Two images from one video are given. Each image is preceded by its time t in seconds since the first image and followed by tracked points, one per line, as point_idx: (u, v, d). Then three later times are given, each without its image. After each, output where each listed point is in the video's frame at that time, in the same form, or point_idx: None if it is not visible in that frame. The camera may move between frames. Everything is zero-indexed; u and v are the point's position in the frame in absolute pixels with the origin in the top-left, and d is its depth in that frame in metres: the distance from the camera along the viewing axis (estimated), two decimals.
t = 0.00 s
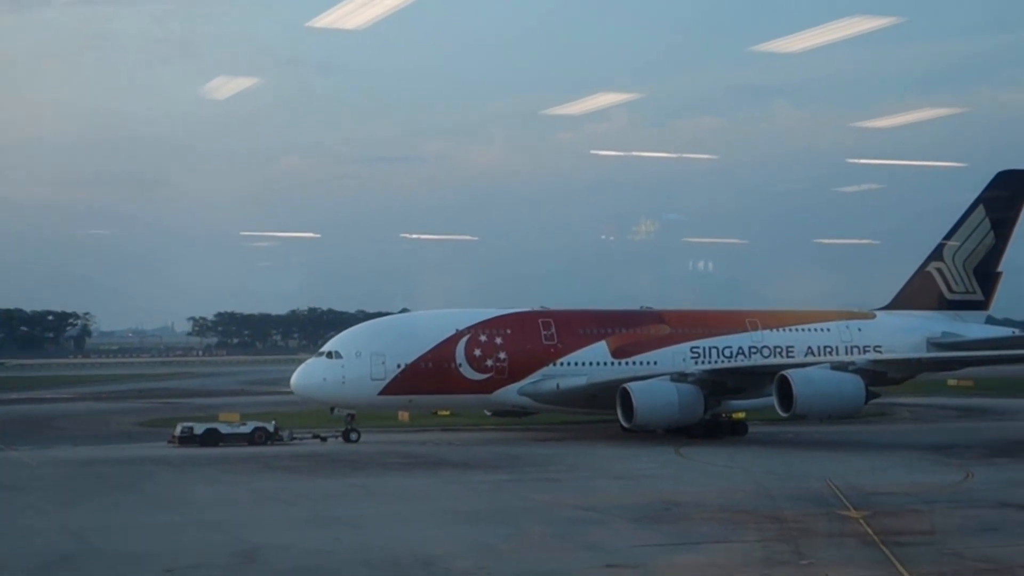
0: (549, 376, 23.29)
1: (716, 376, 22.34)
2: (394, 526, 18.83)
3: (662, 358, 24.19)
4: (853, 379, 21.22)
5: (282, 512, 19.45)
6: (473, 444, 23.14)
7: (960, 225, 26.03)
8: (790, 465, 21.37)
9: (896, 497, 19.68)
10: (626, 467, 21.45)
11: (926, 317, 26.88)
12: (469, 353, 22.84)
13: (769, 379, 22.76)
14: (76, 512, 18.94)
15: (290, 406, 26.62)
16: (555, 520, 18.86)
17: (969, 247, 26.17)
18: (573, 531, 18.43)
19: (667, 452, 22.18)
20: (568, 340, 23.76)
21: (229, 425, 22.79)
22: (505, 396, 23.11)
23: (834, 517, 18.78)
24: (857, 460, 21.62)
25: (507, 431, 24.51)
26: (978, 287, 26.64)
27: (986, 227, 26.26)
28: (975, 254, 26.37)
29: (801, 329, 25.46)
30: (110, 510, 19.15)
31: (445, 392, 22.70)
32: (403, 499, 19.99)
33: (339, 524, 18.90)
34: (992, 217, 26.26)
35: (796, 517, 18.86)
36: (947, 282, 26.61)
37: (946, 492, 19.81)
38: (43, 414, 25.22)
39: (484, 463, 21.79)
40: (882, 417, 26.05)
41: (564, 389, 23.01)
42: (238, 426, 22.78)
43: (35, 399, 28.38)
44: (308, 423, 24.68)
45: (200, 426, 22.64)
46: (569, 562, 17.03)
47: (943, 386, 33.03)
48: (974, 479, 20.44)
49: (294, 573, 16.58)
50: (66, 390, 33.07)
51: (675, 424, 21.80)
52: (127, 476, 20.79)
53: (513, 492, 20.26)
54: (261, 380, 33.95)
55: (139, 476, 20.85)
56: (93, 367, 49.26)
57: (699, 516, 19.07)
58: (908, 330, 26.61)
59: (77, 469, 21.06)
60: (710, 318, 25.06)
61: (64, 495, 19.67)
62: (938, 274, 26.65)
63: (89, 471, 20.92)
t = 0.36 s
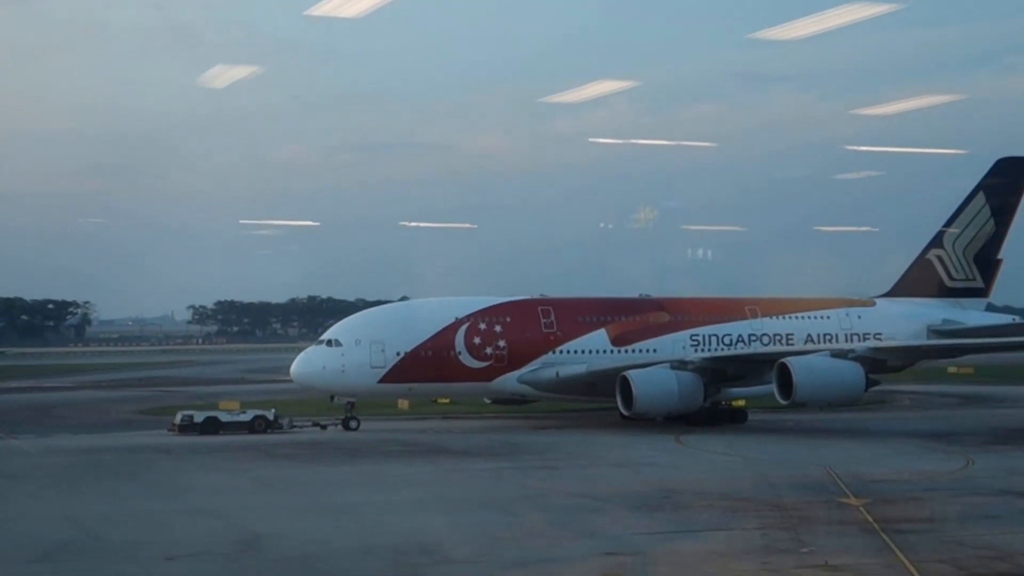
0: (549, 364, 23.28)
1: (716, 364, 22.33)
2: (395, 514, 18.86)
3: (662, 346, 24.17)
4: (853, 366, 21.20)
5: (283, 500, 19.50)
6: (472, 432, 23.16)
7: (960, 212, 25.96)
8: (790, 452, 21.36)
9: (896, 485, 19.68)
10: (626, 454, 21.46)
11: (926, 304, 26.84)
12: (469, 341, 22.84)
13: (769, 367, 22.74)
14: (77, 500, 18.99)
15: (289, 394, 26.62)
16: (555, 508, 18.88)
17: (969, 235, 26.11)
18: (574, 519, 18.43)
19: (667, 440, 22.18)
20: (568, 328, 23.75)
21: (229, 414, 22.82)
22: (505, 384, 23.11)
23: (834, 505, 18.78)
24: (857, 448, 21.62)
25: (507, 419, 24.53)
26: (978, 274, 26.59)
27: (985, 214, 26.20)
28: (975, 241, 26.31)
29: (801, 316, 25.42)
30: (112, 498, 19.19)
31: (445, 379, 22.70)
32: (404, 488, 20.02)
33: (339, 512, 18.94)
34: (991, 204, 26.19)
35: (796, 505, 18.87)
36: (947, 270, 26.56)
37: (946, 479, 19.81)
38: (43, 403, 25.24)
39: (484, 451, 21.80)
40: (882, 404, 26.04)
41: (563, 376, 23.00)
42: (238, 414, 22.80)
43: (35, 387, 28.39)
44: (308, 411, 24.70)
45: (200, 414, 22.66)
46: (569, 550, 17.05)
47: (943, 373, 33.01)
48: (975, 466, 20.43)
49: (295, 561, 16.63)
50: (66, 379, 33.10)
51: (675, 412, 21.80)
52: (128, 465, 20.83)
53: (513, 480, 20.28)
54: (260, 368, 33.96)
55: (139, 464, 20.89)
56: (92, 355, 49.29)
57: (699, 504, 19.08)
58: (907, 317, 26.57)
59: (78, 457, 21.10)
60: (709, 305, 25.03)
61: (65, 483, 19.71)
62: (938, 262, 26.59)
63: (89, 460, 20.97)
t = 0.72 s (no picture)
0: (549, 352, 23.27)
1: (716, 351, 22.30)
2: (395, 502, 18.88)
3: (662, 333, 24.15)
4: (853, 353, 21.16)
5: (283, 489, 19.52)
6: (472, 420, 23.16)
7: (960, 198, 25.87)
8: (789, 439, 21.35)
9: (896, 472, 19.66)
10: (626, 441, 21.46)
11: (926, 291, 26.77)
12: (468, 328, 22.83)
13: (768, 354, 22.72)
14: (78, 489, 19.02)
15: (289, 382, 26.64)
16: (554, 496, 18.89)
17: (969, 221, 26.02)
18: (574, 507, 18.46)
19: (667, 427, 22.18)
20: (567, 316, 23.73)
21: (229, 402, 22.83)
22: (505, 372, 23.10)
23: (834, 492, 18.77)
24: (857, 435, 21.59)
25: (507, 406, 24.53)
26: (978, 260, 26.52)
27: (985, 200, 26.11)
28: (975, 228, 26.23)
29: (801, 304, 25.38)
30: (112, 487, 19.23)
31: (445, 367, 22.69)
32: (403, 476, 20.05)
33: (339, 500, 18.97)
34: (991, 190, 26.10)
35: (796, 492, 18.87)
36: (947, 256, 26.49)
37: (947, 466, 19.79)
38: (44, 392, 25.27)
39: (484, 439, 21.81)
40: (882, 391, 26.01)
41: (563, 364, 22.99)
42: (238, 402, 22.81)
43: (35, 376, 28.42)
44: (308, 399, 24.71)
45: (200, 402, 22.67)
46: (569, 538, 17.07)
47: (942, 360, 32.99)
48: (975, 452, 20.41)
49: (295, 548, 16.66)
50: (66, 368, 33.14)
51: (675, 399, 21.79)
52: (128, 454, 20.86)
53: (513, 468, 20.29)
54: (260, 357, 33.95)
55: (140, 453, 20.92)
56: (93, 343, 49.31)
57: (699, 491, 19.07)
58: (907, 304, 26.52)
59: (79, 446, 21.14)
60: (709, 293, 25.00)
61: (65, 472, 19.75)
62: (938, 248, 26.51)
63: (90, 448, 21.02)
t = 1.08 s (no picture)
0: (548, 339, 23.26)
1: (716, 337, 22.28)
2: (396, 489, 18.90)
3: (662, 320, 24.13)
4: (853, 339, 21.13)
5: (283, 476, 19.54)
6: (473, 407, 23.17)
7: (961, 183, 25.79)
8: (790, 426, 21.33)
9: (897, 458, 19.64)
10: (626, 428, 21.46)
11: (927, 277, 26.72)
12: (468, 316, 22.82)
13: (769, 340, 22.70)
14: (79, 476, 19.07)
15: (289, 370, 26.67)
16: (554, 483, 18.90)
17: (970, 206, 25.95)
18: (574, 494, 18.46)
19: (667, 414, 22.17)
20: (567, 303, 23.71)
21: (229, 390, 22.86)
22: (505, 359, 23.10)
23: (834, 479, 18.76)
24: (858, 421, 21.57)
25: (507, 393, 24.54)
26: (979, 246, 26.45)
27: (986, 185, 26.03)
28: (976, 213, 26.15)
29: (801, 290, 25.34)
30: (114, 475, 19.27)
31: (445, 354, 22.69)
32: (404, 463, 20.07)
33: (340, 487, 18.99)
34: (992, 175, 26.02)
35: (796, 478, 18.86)
36: (948, 242, 26.42)
37: (948, 452, 19.77)
38: (45, 380, 25.31)
39: (485, 426, 21.82)
40: (883, 378, 25.98)
41: (563, 351, 22.98)
42: (238, 390, 22.84)
43: (36, 364, 28.47)
44: (309, 386, 24.73)
45: (201, 390, 22.70)
46: (570, 525, 17.07)
47: (944, 346, 32.95)
48: (976, 439, 20.38)
49: (296, 535, 16.68)
50: (67, 356, 33.19)
51: (675, 386, 21.77)
52: (129, 442, 20.90)
53: (513, 455, 20.31)
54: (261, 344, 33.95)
55: (141, 442, 20.96)
56: (94, 332, 49.38)
57: (699, 478, 19.07)
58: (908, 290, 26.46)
59: (80, 434, 21.18)
60: (709, 279, 24.97)
61: (67, 460, 19.79)
62: (939, 234, 26.44)
63: (91, 436, 21.05)
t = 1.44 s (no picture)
0: (543, 326, 23.25)
1: (710, 324, 22.29)
2: (391, 477, 18.89)
3: (656, 306, 24.13)
4: (847, 325, 21.15)
5: (278, 465, 19.53)
6: (467, 395, 23.18)
7: (954, 169, 25.80)
8: (784, 412, 21.36)
9: (891, 443, 19.68)
10: (621, 415, 21.48)
11: (920, 263, 26.74)
12: (463, 303, 22.80)
13: (763, 326, 22.71)
14: (74, 465, 19.05)
15: (283, 357, 26.65)
16: (549, 470, 18.91)
17: (963, 192, 25.97)
18: (569, 481, 18.48)
19: (662, 400, 22.20)
20: (561, 290, 23.70)
21: (224, 377, 22.84)
22: (499, 346, 23.10)
23: (829, 464, 18.79)
24: (852, 406, 21.61)
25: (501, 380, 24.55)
26: (972, 231, 26.48)
27: (979, 171, 26.04)
28: (968, 199, 26.18)
29: (795, 276, 25.34)
30: (109, 464, 19.25)
31: (439, 341, 22.68)
32: (399, 451, 20.07)
33: (335, 475, 18.99)
34: (984, 160, 26.03)
35: (790, 464, 18.89)
36: (941, 228, 26.43)
37: (942, 437, 19.81)
38: (39, 369, 25.27)
39: (480, 413, 21.83)
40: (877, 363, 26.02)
41: (557, 338, 22.98)
42: (232, 377, 22.81)
43: (30, 353, 28.43)
44: (303, 374, 24.72)
45: (195, 378, 22.67)
46: (565, 511, 17.08)
47: (937, 331, 33.01)
48: (970, 424, 20.43)
49: (292, 524, 16.68)
50: (61, 344, 33.13)
51: (670, 373, 21.79)
52: (124, 430, 20.88)
53: (508, 442, 20.31)
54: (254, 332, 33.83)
55: (135, 430, 20.94)
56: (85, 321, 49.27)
57: (694, 464, 19.09)
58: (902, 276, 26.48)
59: (75, 423, 21.15)
60: (703, 265, 24.97)
61: (61, 449, 19.77)
62: (932, 219, 26.46)
63: (86, 425, 21.03)
